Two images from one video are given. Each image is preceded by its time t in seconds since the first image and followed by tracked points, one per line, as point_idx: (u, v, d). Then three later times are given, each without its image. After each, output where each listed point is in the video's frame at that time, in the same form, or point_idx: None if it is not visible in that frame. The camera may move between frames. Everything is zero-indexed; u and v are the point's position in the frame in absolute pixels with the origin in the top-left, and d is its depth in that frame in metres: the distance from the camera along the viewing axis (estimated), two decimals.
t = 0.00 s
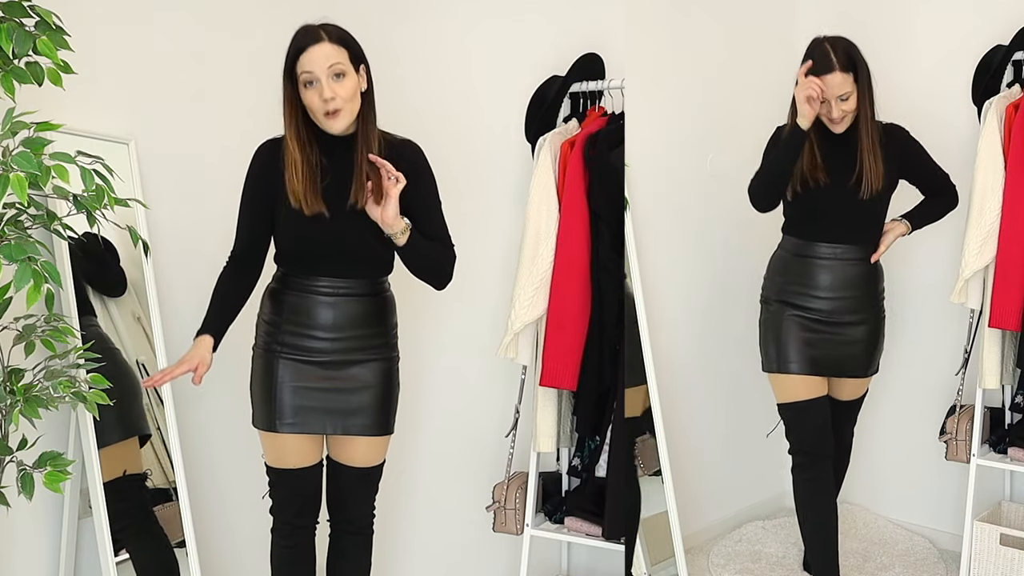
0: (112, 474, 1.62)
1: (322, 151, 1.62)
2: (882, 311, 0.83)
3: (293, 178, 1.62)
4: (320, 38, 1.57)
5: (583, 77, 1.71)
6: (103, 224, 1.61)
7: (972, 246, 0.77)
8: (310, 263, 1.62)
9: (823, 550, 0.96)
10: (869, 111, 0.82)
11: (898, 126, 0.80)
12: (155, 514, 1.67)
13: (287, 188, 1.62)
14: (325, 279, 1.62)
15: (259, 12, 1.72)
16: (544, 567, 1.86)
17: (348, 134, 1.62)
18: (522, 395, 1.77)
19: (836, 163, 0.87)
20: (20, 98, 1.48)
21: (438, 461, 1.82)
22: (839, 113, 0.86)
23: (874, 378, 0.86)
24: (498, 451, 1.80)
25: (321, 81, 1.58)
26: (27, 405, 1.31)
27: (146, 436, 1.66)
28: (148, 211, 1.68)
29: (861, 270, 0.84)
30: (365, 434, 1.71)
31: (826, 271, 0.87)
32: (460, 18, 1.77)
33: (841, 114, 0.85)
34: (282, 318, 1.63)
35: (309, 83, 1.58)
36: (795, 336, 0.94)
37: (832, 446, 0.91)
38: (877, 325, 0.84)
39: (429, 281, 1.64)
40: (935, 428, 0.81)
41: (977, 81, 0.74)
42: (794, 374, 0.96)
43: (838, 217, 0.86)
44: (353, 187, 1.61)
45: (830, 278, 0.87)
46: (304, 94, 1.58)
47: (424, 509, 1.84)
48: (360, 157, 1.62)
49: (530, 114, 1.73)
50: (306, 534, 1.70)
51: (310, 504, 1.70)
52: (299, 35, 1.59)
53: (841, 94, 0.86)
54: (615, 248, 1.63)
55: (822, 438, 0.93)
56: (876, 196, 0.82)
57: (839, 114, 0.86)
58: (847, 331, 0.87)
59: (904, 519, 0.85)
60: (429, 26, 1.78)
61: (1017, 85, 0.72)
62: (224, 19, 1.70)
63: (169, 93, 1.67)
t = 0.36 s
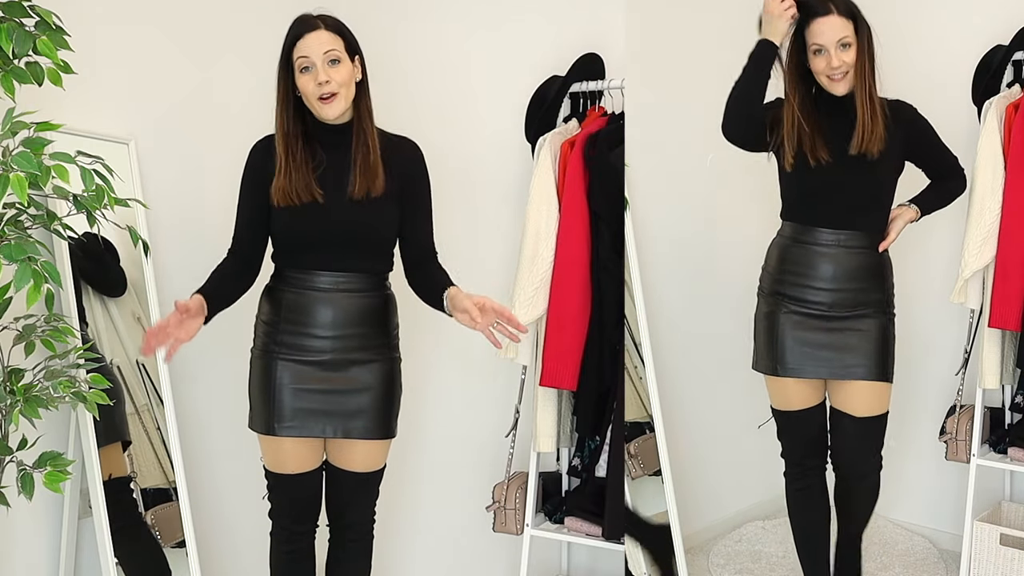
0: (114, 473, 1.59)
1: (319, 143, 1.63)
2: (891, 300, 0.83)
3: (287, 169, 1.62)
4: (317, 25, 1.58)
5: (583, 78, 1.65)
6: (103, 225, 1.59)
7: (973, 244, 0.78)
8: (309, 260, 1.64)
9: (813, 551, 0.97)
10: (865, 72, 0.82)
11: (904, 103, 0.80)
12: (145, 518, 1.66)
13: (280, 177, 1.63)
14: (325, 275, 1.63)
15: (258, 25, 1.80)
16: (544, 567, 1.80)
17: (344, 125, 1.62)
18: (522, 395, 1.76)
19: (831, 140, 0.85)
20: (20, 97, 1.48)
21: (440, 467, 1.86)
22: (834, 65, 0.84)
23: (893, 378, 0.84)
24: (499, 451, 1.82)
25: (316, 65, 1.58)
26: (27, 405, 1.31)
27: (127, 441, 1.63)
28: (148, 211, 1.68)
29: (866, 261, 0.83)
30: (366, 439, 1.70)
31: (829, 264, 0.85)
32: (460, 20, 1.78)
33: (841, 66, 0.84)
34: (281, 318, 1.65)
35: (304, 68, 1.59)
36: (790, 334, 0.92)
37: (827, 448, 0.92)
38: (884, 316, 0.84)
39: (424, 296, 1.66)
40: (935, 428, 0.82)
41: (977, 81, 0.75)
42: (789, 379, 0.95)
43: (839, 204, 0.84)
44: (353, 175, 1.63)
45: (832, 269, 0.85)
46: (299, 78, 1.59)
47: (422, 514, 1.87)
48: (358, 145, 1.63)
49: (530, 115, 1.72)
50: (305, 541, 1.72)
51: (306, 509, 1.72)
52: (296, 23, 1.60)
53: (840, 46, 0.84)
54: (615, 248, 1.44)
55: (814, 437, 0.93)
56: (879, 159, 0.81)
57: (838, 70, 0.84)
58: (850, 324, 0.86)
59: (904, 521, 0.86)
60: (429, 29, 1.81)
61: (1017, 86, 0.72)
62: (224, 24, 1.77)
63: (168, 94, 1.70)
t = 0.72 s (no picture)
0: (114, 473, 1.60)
1: (321, 142, 1.63)
2: (906, 303, 0.79)
3: (288, 168, 1.63)
4: (316, 23, 1.57)
5: (583, 77, 1.64)
6: (103, 225, 1.59)
7: (972, 245, 0.77)
8: (308, 259, 1.64)
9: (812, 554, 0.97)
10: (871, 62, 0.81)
11: (907, 93, 0.78)
12: (144, 519, 1.66)
13: (282, 175, 1.62)
14: (326, 274, 1.64)
15: (259, 24, 1.81)
16: (544, 567, 1.78)
17: (346, 119, 1.62)
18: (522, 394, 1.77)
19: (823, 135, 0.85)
20: (20, 98, 1.48)
21: (440, 469, 1.86)
22: (832, 41, 0.84)
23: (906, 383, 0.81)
24: (499, 451, 1.82)
25: (316, 61, 1.57)
26: (28, 405, 1.31)
27: (126, 441, 1.62)
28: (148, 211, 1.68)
29: (875, 265, 0.80)
30: (368, 440, 1.70)
31: (837, 267, 0.82)
32: (461, 20, 1.78)
33: (840, 39, 0.84)
34: (281, 319, 1.65)
35: (304, 65, 1.58)
36: (795, 344, 0.90)
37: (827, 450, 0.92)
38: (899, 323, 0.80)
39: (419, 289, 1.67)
40: (935, 428, 0.81)
41: (977, 81, 0.74)
42: (798, 393, 0.93)
43: (838, 201, 0.83)
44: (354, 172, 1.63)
45: (840, 275, 0.82)
46: (300, 75, 1.59)
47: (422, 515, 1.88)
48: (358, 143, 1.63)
49: (530, 115, 1.71)
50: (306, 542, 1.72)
51: (309, 509, 1.72)
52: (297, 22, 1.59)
53: (843, 19, 0.84)
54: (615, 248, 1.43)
55: (815, 437, 0.93)
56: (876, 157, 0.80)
57: (836, 44, 0.84)
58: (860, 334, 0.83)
59: (902, 520, 0.85)
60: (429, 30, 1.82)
61: (1017, 86, 0.72)
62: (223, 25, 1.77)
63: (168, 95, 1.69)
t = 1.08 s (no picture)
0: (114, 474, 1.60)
1: (321, 142, 1.63)
2: (918, 305, 0.79)
3: (289, 167, 1.63)
4: (319, 25, 1.57)
5: (583, 77, 1.64)
6: (103, 225, 1.59)
7: (972, 245, 0.78)
8: (308, 259, 1.64)
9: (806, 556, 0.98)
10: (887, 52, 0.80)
11: (925, 87, 0.78)
12: (144, 519, 1.66)
13: (285, 176, 1.63)
14: (325, 272, 1.64)
15: (261, 24, 1.84)
16: (544, 567, 1.77)
17: (346, 120, 1.62)
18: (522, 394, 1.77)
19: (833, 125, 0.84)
20: (19, 98, 1.48)
21: (441, 468, 1.86)
22: (841, 20, 0.83)
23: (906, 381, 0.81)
24: (499, 451, 1.82)
25: (317, 62, 1.58)
26: (28, 405, 1.31)
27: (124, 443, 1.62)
28: (147, 211, 1.68)
29: (884, 268, 0.80)
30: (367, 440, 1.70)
31: (846, 275, 0.81)
32: (460, 22, 1.78)
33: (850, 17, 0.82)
34: (281, 319, 1.64)
35: (305, 67, 1.58)
36: (801, 356, 0.90)
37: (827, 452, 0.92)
38: (913, 327, 0.80)
39: (420, 276, 1.71)
40: (935, 428, 0.81)
41: (977, 81, 0.74)
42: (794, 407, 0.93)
43: (843, 196, 0.83)
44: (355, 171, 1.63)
45: (847, 282, 0.81)
46: (301, 76, 1.59)
47: (424, 516, 1.88)
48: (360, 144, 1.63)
49: (530, 115, 1.71)
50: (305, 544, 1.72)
51: (309, 512, 1.71)
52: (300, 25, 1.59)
53: None
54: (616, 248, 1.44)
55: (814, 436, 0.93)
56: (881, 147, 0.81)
57: (845, 23, 0.82)
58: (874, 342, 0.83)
59: (901, 520, 0.85)
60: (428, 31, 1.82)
61: (1017, 86, 0.72)
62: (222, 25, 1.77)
63: (168, 95, 1.69)
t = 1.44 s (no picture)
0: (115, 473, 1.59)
1: (321, 144, 1.65)
2: (911, 305, 0.79)
3: (288, 167, 1.62)
4: (326, 29, 1.60)
5: (583, 77, 1.59)
6: (103, 225, 1.59)
7: (972, 244, 0.78)
8: (309, 258, 1.63)
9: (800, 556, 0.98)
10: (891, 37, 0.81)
11: (929, 74, 0.78)
12: (144, 519, 1.65)
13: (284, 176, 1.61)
14: (326, 271, 1.63)
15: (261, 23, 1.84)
16: (544, 566, 1.77)
17: (348, 124, 1.64)
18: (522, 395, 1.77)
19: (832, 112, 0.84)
20: (19, 97, 1.48)
21: (441, 469, 1.87)
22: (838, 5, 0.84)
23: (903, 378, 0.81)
24: (499, 451, 1.83)
25: (322, 66, 1.59)
26: (27, 405, 1.31)
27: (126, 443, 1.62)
28: (148, 211, 1.68)
29: (877, 268, 0.80)
30: (367, 440, 1.70)
31: (837, 275, 0.81)
32: (460, 22, 1.78)
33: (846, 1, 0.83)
34: (280, 318, 1.63)
35: (310, 70, 1.60)
36: (792, 357, 0.89)
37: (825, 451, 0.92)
38: (908, 330, 0.80)
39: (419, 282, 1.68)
40: (935, 428, 0.81)
41: (977, 81, 0.75)
42: (792, 408, 0.93)
43: (841, 187, 0.83)
44: (359, 172, 1.63)
45: (839, 281, 0.81)
46: (305, 79, 1.60)
47: (423, 515, 1.89)
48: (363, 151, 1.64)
49: (530, 114, 1.71)
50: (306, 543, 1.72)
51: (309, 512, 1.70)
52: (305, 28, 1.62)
53: None
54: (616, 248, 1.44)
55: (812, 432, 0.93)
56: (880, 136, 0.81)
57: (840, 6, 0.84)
58: (870, 345, 0.82)
59: (899, 519, 0.85)
60: (428, 32, 1.82)
61: (1017, 85, 0.72)
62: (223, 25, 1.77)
63: (168, 95, 1.70)
